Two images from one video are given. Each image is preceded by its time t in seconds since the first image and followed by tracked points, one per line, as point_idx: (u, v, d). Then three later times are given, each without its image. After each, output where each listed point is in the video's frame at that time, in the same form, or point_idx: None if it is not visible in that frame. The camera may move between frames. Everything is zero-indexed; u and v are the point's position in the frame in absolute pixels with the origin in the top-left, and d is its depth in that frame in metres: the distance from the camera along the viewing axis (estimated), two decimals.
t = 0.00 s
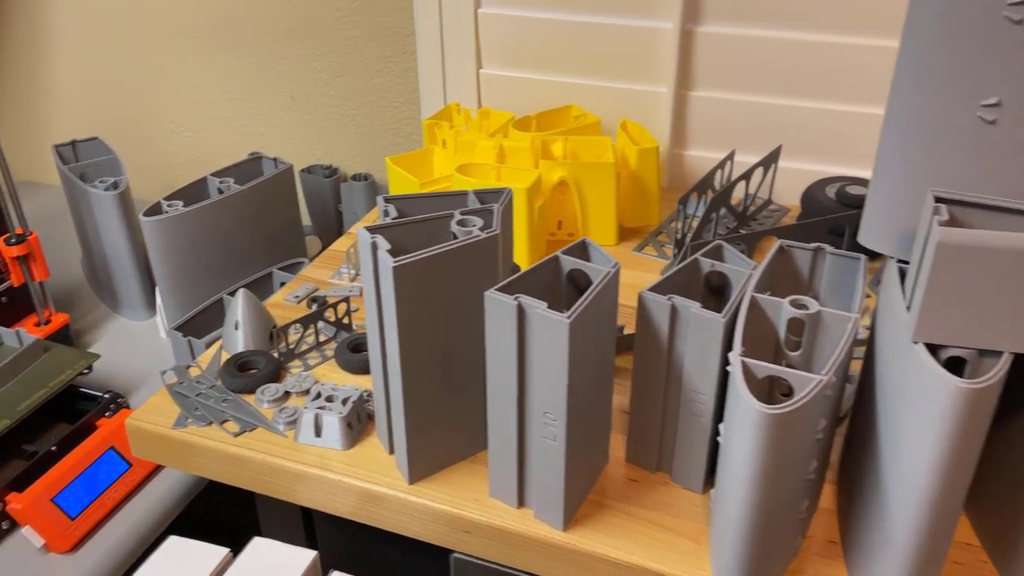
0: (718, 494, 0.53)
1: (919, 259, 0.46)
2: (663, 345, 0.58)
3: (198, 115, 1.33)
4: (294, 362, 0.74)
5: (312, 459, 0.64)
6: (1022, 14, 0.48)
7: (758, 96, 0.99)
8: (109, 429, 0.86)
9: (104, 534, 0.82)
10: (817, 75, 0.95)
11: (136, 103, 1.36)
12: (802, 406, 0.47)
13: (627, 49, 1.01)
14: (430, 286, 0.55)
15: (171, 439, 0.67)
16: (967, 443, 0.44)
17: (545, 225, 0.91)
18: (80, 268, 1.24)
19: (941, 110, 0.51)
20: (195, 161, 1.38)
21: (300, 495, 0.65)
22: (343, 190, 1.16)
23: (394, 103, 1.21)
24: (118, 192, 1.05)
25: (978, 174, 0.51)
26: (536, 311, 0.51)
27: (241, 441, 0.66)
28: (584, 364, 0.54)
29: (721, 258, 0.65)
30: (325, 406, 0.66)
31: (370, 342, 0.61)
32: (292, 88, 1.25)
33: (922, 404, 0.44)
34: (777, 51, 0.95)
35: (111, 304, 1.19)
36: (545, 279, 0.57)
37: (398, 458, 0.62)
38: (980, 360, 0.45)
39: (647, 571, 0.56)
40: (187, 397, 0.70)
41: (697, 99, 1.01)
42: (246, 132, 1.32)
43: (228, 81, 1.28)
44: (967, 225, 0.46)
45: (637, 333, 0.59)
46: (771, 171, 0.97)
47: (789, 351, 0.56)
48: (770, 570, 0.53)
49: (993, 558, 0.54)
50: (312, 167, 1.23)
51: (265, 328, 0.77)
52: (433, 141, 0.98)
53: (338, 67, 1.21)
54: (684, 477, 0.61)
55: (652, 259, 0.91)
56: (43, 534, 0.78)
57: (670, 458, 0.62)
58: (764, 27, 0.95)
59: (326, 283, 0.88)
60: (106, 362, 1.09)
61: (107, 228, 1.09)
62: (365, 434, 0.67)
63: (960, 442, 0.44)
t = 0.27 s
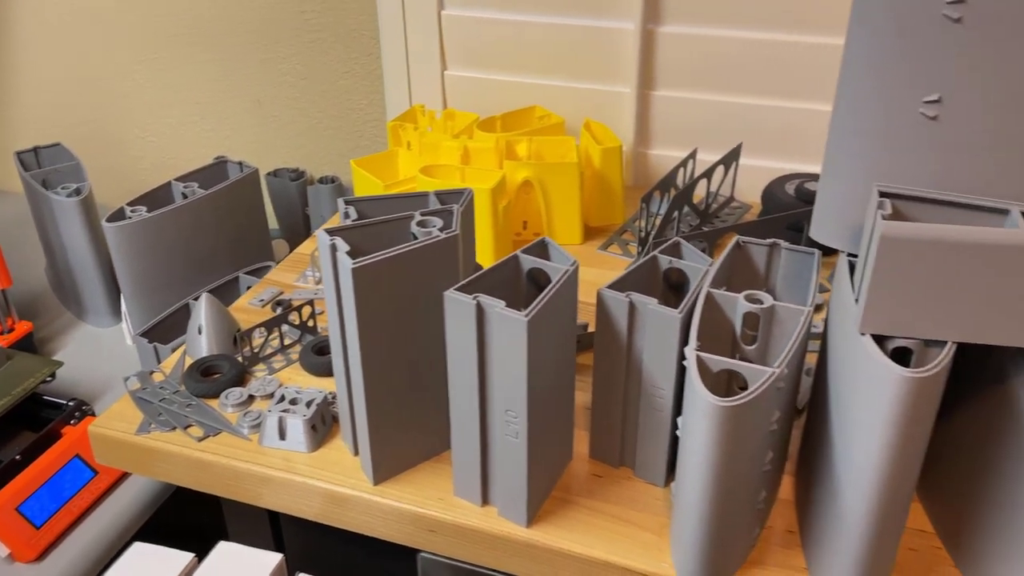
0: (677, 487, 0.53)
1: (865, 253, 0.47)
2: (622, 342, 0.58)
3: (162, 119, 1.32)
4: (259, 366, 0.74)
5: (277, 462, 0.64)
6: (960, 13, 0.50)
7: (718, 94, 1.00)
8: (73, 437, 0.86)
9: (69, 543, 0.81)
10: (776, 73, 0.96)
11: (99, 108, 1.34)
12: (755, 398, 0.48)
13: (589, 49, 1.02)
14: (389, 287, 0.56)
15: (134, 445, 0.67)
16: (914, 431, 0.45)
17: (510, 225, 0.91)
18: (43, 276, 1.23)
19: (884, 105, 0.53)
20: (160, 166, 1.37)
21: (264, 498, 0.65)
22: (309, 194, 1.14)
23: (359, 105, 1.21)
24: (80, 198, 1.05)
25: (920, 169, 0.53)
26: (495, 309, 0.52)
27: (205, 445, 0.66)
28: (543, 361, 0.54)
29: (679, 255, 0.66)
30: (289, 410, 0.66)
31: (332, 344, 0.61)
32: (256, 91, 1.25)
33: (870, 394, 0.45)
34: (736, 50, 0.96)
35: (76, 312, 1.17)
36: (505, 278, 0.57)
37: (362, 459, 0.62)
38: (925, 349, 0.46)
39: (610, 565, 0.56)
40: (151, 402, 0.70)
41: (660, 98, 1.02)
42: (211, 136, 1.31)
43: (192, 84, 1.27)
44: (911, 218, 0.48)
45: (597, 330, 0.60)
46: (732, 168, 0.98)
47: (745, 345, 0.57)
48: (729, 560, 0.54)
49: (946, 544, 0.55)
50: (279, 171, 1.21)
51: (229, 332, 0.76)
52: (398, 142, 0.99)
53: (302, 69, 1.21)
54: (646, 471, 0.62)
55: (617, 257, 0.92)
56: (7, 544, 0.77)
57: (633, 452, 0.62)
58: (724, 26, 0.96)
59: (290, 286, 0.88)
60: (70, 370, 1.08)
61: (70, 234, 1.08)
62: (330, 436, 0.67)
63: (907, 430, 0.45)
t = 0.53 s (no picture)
0: (640, 483, 0.54)
1: (817, 250, 0.48)
2: (585, 341, 0.59)
3: (127, 125, 1.31)
4: (225, 372, 0.74)
5: (244, 467, 0.64)
6: (904, 15, 0.52)
7: (681, 95, 1.01)
8: (40, 447, 0.85)
9: (37, 553, 0.80)
10: (737, 74, 0.97)
11: (62, 114, 1.33)
12: (713, 394, 0.49)
13: (554, 51, 1.02)
14: (352, 291, 0.56)
15: (99, 453, 0.66)
16: (866, 424, 0.46)
17: (477, 226, 0.92)
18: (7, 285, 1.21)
19: (834, 103, 0.56)
20: (127, 172, 1.36)
21: (231, 503, 0.65)
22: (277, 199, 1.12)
23: (326, 109, 1.21)
24: (44, 206, 1.04)
25: (868, 164, 0.55)
26: (457, 311, 0.52)
27: (171, 452, 0.66)
28: (506, 362, 0.55)
29: (642, 255, 0.67)
30: (255, 415, 0.66)
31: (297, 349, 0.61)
32: (222, 95, 1.24)
33: (823, 388, 0.46)
34: (699, 51, 0.97)
35: (42, 321, 1.16)
36: (468, 281, 0.58)
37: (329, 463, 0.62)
38: (877, 344, 0.47)
39: (577, 563, 0.57)
40: (116, 410, 0.70)
41: (625, 99, 1.03)
42: (178, 141, 1.30)
43: (157, 89, 1.26)
44: (862, 216, 0.48)
45: (561, 331, 0.60)
46: (696, 168, 0.99)
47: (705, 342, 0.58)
48: (692, 554, 0.54)
49: (904, 534, 0.56)
50: (248, 175, 1.19)
51: (195, 339, 0.76)
52: (365, 146, 0.99)
53: (268, 74, 1.20)
54: (612, 469, 0.62)
55: (585, 257, 0.93)
56: None
57: (598, 450, 0.63)
58: (686, 27, 0.97)
59: (258, 291, 0.87)
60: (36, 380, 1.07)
61: (34, 240, 1.07)
62: (298, 440, 0.67)
63: (859, 424, 0.46)
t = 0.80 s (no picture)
0: (607, 484, 0.55)
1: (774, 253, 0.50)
2: (552, 345, 0.60)
3: (96, 133, 1.30)
4: (195, 380, 0.74)
5: (215, 475, 0.64)
6: (856, 22, 0.51)
7: (648, 99, 1.02)
8: (11, 459, 0.86)
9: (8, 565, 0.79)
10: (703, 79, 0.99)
11: (29, 123, 1.32)
12: (676, 394, 0.50)
13: (522, 57, 1.03)
14: (319, 298, 0.56)
15: (68, 464, 0.66)
16: (824, 421, 0.47)
17: (448, 231, 0.92)
18: None
19: (790, 110, 0.55)
20: (96, 181, 1.35)
21: (203, 512, 0.65)
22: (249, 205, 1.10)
23: (296, 116, 1.21)
24: (12, 216, 1.03)
25: (823, 170, 0.55)
26: (425, 317, 0.53)
27: (141, 462, 0.66)
28: (473, 366, 0.55)
29: (607, 258, 0.68)
30: (225, 423, 0.66)
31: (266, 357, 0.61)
32: (192, 102, 1.24)
33: (782, 386, 0.48)
34: (664, 56, 0.98)
35: (11, 331, 1.15)
36: (435, 286, 0.58)
37: (300, 470, 0.63)
38: (833, 344, 0.49)
39: (546, 563, 0.57)
40: (85, 420, 0.70)
41: (593, 103, 1.04)
42: (147, 149, 1.30)
43: (126, 97, 1.25)
44: (818, 219, 0.50)
45: (528, 335, 0.61)
46: (664, 171, 1.01)
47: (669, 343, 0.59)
48: (659, 552, 0.55)
49: (865, 528, 0.58)
50: (220, 182, 1.18)
51: (165, 348, 0.76)
52: (335, 152, 0.99)
53: (237, 81, 1.20)
54: (581, 470, 0.63)
55: (555, 260, 0.93)
56: None
57: (567, 452, 0.64)
58: (652, 32, 0.98)
59: (228, 299, 0.88)
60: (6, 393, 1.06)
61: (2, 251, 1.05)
62: (269, 447, 0.67)
63: (817, 421, 0.47)
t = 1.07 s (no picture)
0: (576, 482, 0.56)
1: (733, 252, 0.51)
2: (521, 345, 0.61)
3: (66, 140, 1.29)
4: (168, 386, 0.75)
5: (188, 480, 0.65)
6: (808, 27, 0.51)
7: (617, 102, 1.03)
8: None
9: None
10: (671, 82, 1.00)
11: None
12: (640, 392, 0.51)
13: (492, 61, 1.04)
14: (289, 303, 0.57)
15: (40, 472, 0.66)
16: (782, 415, 0.49)
17: (420, 234, 0.93)
18: None
19: (749, 113, 0.56)
20: (67, 188, 1.34)
21: (177, 517, 0.65)
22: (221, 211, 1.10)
23: (269, 121, 1.21)
24: None
25: (783, 172, 0.56)
26: (393, 320, 0.53)
27: (114, 468, 0.66)
28: (442, 368, 0.56)
29: (575, 259, 0.69)
30: (198, 428, 0.67)
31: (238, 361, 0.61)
32: (163, 108, 1.23)
33: (741, 381, 0.49)
34: (632, 59, 1.00)
35: None
36: (404, 289, 0.59)
37: (273, 473, 0.63)
38: (791, 340, 0.50)
39: (518, 560, 0.58)
40: (57, 428, 0.70)
41: (564, 107, 1.05)
42: (119, 156, 1.29)
43: (96, 103, 1.25)
44: (776, 219, 0.51)
45: (497, 337, 0.62)
46: (633, 173, 1.02)
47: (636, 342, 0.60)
48: (627, 548, 0.56)
49: (828, 520, 0.59)
50: (192, 187, 1.18)
51: (137, 354, 0.77)
52: (307, 156, 0.99)
53: (209, 86, 1.20)
54: (552, 468, 0.64)
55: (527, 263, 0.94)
56: None
57: (538, 451, 0.65)
58: (621, 37, 0.99)
59: (200, 304, 0.88)
60: None
61: None
62: (242, 452, 0.68)
63: (775, 415, 0.48)
